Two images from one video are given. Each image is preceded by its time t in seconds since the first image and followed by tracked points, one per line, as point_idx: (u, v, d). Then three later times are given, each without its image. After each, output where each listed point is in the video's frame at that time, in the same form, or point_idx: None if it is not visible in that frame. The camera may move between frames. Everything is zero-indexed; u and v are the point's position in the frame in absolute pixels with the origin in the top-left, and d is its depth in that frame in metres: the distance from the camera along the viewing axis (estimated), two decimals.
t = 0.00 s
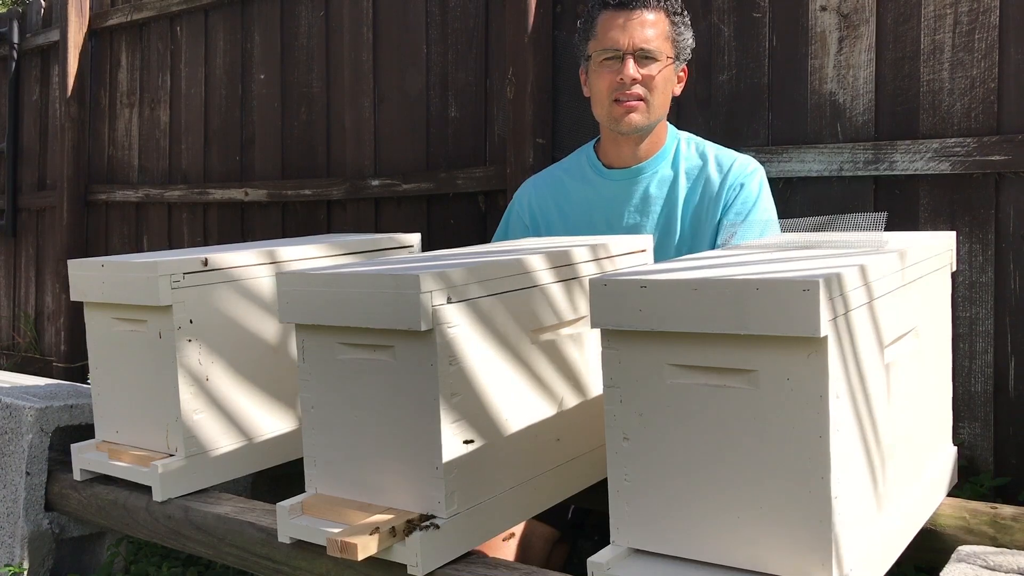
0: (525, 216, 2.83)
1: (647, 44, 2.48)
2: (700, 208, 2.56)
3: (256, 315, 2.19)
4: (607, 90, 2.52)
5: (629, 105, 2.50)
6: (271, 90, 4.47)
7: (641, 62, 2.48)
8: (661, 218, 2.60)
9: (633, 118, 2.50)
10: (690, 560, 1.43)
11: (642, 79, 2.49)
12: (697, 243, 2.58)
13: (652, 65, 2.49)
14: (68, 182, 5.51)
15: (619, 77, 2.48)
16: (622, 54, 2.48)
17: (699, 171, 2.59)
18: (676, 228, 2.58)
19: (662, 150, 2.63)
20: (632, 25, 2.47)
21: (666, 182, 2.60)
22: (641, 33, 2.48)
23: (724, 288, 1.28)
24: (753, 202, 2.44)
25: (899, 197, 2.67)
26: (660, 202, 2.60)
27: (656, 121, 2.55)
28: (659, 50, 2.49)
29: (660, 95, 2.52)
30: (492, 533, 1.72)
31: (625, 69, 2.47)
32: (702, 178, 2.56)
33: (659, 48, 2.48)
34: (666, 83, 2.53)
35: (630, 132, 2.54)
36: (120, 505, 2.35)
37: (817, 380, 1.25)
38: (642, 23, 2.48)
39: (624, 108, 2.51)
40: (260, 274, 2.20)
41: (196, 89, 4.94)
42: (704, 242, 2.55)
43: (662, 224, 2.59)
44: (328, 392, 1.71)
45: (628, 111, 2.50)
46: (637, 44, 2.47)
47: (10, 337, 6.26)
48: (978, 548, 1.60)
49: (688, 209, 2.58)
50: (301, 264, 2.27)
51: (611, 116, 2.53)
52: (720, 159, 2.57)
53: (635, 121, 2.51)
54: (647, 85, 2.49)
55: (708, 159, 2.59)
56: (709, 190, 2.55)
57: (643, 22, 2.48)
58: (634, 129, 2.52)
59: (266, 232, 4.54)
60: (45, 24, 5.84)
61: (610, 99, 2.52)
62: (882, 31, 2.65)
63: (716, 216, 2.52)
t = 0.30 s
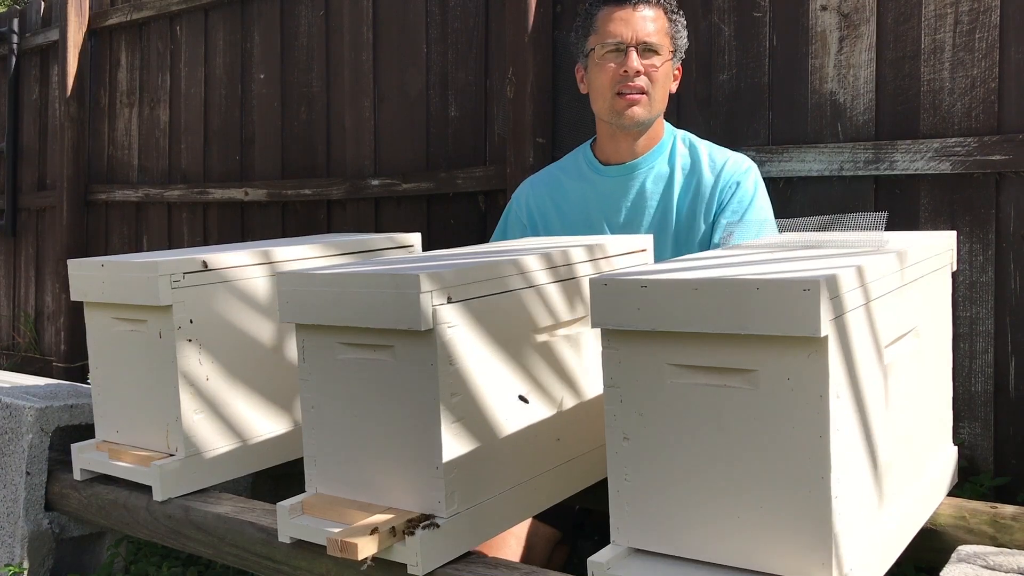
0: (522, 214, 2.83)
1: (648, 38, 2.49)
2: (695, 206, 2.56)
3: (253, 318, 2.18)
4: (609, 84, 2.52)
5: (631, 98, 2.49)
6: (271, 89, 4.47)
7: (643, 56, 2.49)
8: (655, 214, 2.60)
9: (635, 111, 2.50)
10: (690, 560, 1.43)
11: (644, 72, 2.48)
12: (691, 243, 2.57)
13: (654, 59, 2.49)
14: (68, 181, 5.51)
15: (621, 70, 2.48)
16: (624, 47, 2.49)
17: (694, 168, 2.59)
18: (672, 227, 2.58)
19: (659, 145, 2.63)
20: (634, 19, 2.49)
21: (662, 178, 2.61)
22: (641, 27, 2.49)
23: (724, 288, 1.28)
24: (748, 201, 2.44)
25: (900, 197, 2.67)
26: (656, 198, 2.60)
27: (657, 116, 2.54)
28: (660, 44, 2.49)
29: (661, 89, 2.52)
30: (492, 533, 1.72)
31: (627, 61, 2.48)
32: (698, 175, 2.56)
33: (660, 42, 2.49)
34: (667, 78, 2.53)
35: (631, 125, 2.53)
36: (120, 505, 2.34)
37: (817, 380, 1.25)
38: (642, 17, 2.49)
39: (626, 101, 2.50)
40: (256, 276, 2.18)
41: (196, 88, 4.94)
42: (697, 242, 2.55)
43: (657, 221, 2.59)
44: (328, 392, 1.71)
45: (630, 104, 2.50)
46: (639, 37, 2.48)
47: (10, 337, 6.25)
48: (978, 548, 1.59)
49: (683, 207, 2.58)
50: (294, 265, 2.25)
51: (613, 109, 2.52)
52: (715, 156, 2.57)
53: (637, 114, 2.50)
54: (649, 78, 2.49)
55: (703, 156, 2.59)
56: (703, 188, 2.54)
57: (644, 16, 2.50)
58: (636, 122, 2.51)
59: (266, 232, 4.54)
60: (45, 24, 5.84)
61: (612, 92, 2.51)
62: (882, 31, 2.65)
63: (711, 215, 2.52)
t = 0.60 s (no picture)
0: (523, 213, 2.83)
1: (648, 38, 2.49)
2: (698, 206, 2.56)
3: (249, 324, 2.18)
4: (606, 83, 2.51)
5: (629, 98, 2.49)
6: (271, 89, 4.47)
7: (642, 56, 2.49)
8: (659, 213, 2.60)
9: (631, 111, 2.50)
10: (690, 561, 1.43)
11: (642, 73, 2.48)
12: (694, 242, 2.58)
13: (653, 60, 2.49)
14: (68, 182, 5.51)
15: (619, 69, 2.48)
16: (623, 47, 2.49)
17: (696, 167, 2.59)
18: (673, 227, 2.57)
19: (661, 145, 2.63)
20: (634, 19, 2.49)
21: (665, 177, 2.60)
22: (642, 27, 2.49)
23: (724, 287, 1.28)
24: (751, 201, 2.45)
25: (900, 197, 2.67)
26: (658, 197, 2.60)
27: (655, 116, 2.54)
28: (660, 45, 2.49)
29: (659, 90, 2.52)
30: (492, 533, 1.72)
31: (626, 61, 2.47)
32: (700, 175, 2.56)
33: (660, 42, 2.49)
34: (666, 78, 2.53)
35: (628, 126, 2.53)
36: (121, 505, 2.35)
37: (817, 380, 1.25)
38: (643, 18, 2.49)
39: (623, 101, 2.50)
40: (252, 282, 2.17)
41: (196, 89, 4.95)
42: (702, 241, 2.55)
43: (660, 220, 2.59)
44: (328, 392, 1.71)
45: (627, 104, 2.50)
46: (639, 38, 2.48)
47: (10, 337, 6.26)
48: (978, 548, 1.59)
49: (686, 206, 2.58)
50: (288, 265, 2.24)
51: (610, 108, 2.52)
52: (718, 156, 2.58)
53: (634, 115, 2.50)
54: (646, 79, 2.49)
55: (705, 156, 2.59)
56: (707, 187, 2.54)
57: (645, 16, 2.50)
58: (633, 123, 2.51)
59: (266, 232, 4.54)
60: (45, 24, 5.84)
61: (610, 92, 2.51)
62: (882, 31, 2.66)
63: (714, 214, 2.52)
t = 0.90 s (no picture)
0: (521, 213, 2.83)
1: (653, 42, 2.49)
2: (701, 207, 2.56)
3: (239, 329, 2.16)
4: (610, 88, 2.51)
5: (633, 104, 2.50)
6: (271, 90, 4.47)
7: (647, 60, 2.48)
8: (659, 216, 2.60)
9: (635, 116, 2.50)
10: (690, 561, 1.43)
11: (647, 77, 2.48)
12: (698, 242, 2.58)
13: (657, 64, 2.49)
14: (68, 182, 5.51)
15: (625, 74, 2.48)
16: (627, 51, 2.48)
17: (697, 168, 2.59)
18: (676, 228, 2.57)
19: (661, 148, 2.63)
20: (640, 23, 2.48)
21: (666, 179, 2.60)
22: (647, 31, 2.48)
23: (724, 288, 1.28)
24: (755, 201, 2.45)
25: (900, 197, 2.67)
26: (659, 200, 2.60)
27: (658, 121, 2.55)
28: (665, 49, 2.49)
29: (662, 94, 2.52)
30: (492, 533, 1.72)
31: (632, 66, 2.47)
32: (702, 177, 2.56)
33: (665, 47, 2.49)
34: (669, 83, 2.53)
35: (632, 130, 2.53)
36: (120, 505, 2.34)
37: (817, 380, 1.25)
38: (649, 21, 2.49)
39: (627, 106, 2.51)
40: (237, 288, 2.15)
41: (196, 89, 4.95)
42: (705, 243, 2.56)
43: (661, 222, 2.59)
44: (328, 392, 1.71)
45: (631, 109, 2.50)
46: (644, 41, 2.47)
47: (10, 337, 6.26)
48: (978, 549, 1.59)
49: (688, 207, 2.58)
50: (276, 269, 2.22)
51: (614, 113, 2.53)
52: (720, 157, 2.58)
53: (638, 119, 2.51)
54: (651, 83, 2.49)
55: (705, 157, 2.60)
56: (709, 189, 2.55)
57: (650, 20, 2.49)
58: (637, 127, 2.52)
59: (266, 232, 4.54)
60: (45, 24, 5.84)
61: (615, 97, 2.51)
62: (882, 31, 2.65)
63: (717, 215, 2.53)
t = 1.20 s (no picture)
0: (520, 215, 2.83)
1: (650, 47, 2.48)
2: (702, 208, 2.56)
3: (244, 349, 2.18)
4: (607, 94, 2.52)
5: (630, 111, 2.50)
6: (271, 90, 4.47)
7: (643, 66, 2.48)
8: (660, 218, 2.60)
9: (631, 122, 2.50)
10: (690, 561, 1.43)
11: (643, 83, 2.48)
12: (699, 243, 2.58)
13: (654, 69, 2.49)
14: (68, 182, 5.51)
15: (620, 79, 2.48)
16: (624, 57, 2.48)
17: (698, 170, 2.59)
18: (677, 229, 2.57)
19: (661, 150, 2.63)
20: (636, 28, 2.47)
21: (666, 182, 2.60)
22: (644, 36, 2.48)
23: (724, 288, 1.28)
24: (756, 201, 2.46)
25: (900, 197, 2.67)
26: (660, 202, 2.60)
27: (655, 126, 2.55)
28: (661, 54, 2.49)
29: (660, 99, 2.52)
30: (492, 533, 1.72)
31: (627, 71, 2.47)
32: (703, 178, 2.56)
33: (661, 52, 2.48)
34: (667, 88, 2.53)
35: (628, 135, 2.53)
36: (120, 505, 2.34)
37: (817, 380, 1.25)
38: (646, 26, 2.48)
39: (624, 111, 2.51)
40: (243, 306, 2.17)
41: (196, 89, 4.95)
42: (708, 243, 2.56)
43: (662, 224, 2.59)
44: (327, 392, 1.71)
45: (628, 116, 2.50)
46: (640, 46, 2.47)
47: (10, 337, 6.26)
48: (978, 548, 1.59)
49: (689, 209, 2.57)
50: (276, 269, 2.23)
51: (610, 120, 2.53)
52: (720, 157, 2.58)
53: (634, 127, 2.51)
54: (647, 89, 2.49)
55: (705, 157, 2.60)
56: (710, 190, 2.55)
57: (647, 24, 2.49)
58: (632, 133, 2.52)
59: (266, 233, 4.54)
60: (45, 25, 5.85)
61: (610, 103, 2.52)
62: (882, 32, 2.65)
63: (718, 215, 2.54)
